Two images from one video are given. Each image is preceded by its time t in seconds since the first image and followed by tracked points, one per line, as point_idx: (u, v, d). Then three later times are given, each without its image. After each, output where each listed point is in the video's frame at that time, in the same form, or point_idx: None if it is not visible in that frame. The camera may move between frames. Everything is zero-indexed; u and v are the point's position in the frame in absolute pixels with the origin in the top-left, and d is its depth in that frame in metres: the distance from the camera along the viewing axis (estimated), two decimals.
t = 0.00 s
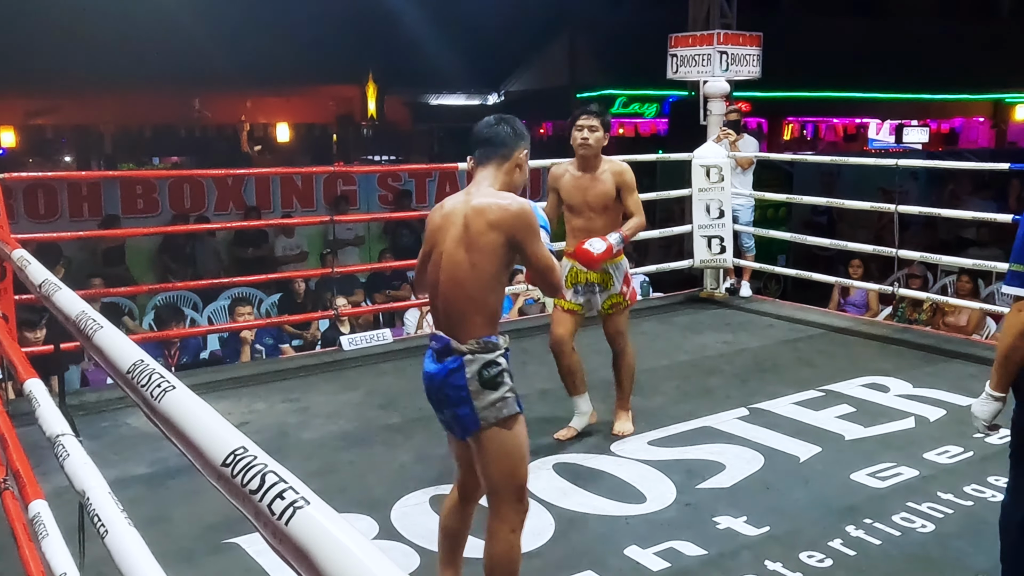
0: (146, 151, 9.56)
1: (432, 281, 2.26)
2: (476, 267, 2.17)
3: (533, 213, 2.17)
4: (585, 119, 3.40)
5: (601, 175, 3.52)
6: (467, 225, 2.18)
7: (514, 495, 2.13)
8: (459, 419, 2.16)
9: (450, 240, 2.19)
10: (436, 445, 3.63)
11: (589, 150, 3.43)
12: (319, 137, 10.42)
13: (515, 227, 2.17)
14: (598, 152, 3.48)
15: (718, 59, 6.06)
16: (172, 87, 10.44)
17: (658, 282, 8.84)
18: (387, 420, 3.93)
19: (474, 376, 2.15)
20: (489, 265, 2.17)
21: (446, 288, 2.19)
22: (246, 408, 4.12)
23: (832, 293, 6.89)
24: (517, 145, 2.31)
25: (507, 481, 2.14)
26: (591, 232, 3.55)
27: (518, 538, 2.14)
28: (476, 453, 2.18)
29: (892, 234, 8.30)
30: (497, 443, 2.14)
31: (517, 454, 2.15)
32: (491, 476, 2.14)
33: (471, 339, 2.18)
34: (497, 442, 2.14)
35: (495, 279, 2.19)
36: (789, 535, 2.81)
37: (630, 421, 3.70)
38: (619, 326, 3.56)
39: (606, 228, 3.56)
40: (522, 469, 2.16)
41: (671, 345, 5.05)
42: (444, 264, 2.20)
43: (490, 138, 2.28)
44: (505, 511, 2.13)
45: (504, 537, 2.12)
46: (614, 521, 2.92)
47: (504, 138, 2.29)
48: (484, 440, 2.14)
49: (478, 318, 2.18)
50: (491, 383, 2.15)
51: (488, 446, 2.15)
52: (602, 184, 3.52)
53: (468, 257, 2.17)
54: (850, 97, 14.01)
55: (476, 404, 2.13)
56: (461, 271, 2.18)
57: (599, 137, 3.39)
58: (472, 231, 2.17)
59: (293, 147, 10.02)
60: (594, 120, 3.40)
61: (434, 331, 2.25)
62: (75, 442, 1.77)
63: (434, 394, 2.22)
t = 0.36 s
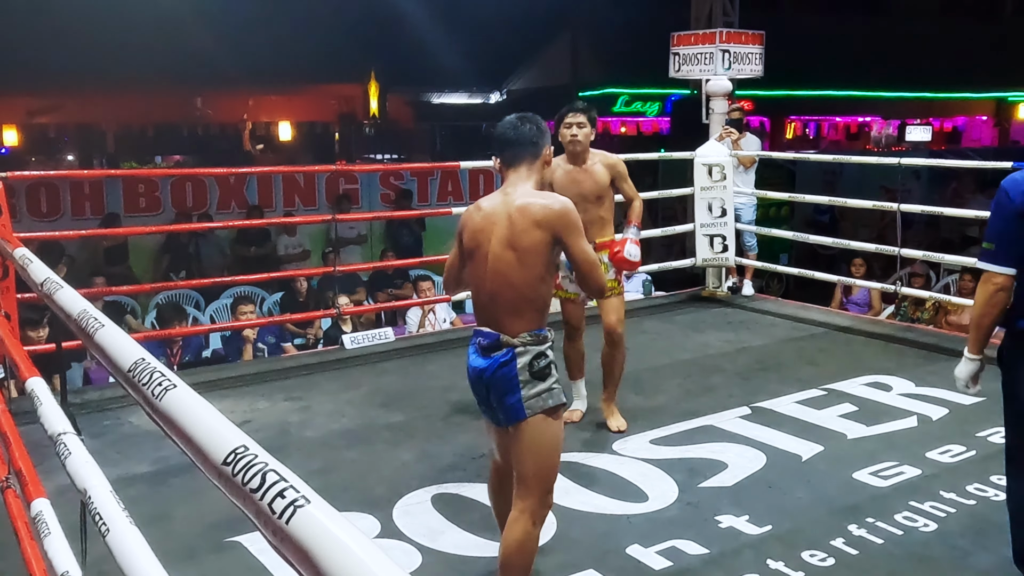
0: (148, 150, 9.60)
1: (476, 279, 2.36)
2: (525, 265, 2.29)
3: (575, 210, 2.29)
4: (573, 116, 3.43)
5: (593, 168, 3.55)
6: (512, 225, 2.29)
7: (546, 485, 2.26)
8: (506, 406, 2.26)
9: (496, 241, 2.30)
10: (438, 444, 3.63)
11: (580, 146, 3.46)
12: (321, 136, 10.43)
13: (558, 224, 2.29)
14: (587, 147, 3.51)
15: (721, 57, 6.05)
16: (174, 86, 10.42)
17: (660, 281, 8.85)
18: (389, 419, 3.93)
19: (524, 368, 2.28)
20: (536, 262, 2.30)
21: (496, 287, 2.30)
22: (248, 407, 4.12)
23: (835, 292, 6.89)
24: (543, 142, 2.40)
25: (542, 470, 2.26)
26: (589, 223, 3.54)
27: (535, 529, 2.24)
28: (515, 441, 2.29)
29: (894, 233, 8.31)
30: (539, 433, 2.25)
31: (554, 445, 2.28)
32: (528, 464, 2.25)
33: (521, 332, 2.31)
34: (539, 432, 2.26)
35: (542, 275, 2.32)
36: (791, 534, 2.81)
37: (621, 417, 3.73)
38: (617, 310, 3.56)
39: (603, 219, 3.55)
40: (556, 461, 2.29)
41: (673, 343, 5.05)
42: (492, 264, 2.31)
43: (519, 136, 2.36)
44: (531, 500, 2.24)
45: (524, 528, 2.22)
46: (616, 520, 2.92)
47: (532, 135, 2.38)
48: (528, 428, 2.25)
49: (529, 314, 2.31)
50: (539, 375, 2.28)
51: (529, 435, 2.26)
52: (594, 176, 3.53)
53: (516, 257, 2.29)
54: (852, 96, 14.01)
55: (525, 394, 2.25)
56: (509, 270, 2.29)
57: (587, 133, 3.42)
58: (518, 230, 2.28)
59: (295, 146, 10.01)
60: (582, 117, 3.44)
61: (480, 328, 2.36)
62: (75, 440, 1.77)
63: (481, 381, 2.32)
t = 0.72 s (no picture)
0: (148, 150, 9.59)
1: (484, 265, 2.46)
2: (523, 255, 2.35)
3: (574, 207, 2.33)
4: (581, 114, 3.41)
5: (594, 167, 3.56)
6: (516, 216, 2.36)
7: (564, 454, 2.26)
8: (512, 386, 2.34)
9: (501, 230, 2.38)
10: (438, 444, 3.62)
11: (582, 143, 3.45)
12: (322, 136, 10.40)
13: (559, 219, 2.34)
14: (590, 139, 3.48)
15: (721, 57, 6.05)
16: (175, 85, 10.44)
17: (661, 281, 8.84)
18: (389, 418, 3.92)
19: (526, 348, 2.34)
20: (535, 254, 2.36)
21: (497, 273, 2.39)
22: (248, 406, 4.11)
23: (836, 292, 6.88)
24: (558, 142, 2.47)
25: (558, 441, 2.27)
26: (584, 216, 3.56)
27: (559, 500, 2.23)
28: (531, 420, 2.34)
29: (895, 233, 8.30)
30: (547, 407, 2.29)
31: (567, 416, 2.30)
32: (544, 436, 2.28)
33: (525, 316, 2.37)
34: (548, 406, 2.30)
35: (542, 266, 2.37)
36: (791, 534, 2.81)
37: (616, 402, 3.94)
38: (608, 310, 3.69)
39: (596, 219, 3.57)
40: (574, 432, 2.30)
41: (673, 343, 5.04)
42: (496, 251, 2.39)
43: (532, 134, 2.44)
44: (551, 469, 2.25)
45: (545, 497, 2.21)
46: (616, 520, 2.92)
47: (546, 133, 2.44)
48: (538, 403, 2.30)
49: (525, 301, 2.37)
50: (541, 355, 2.34)
51: (539, 410, 2.30)
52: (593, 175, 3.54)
53: (516, 246, 2.36)
54: (853, 95, 13.99)
55: (526, 372, 2.32)
56: (510, 259, 2.37)
57: (591, 131, 3.40)
58: (521, 222, 2.36)
59: (295, 145, 10.03)
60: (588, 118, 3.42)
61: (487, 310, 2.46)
62: (75, 440, 1.76)
63: (492, 364, 2.41)
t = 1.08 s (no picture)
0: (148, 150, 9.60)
1: (504, 264, 2.45)
2: (548, 253, 2.36)
3: (597, 203, 2.35)
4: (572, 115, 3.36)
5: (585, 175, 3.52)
6: (539, 215, 2.37)
7: (573, 445, 2.36)
8: (536, 379, 2.37)
9: (524, 230, 2.38)
10: (437, 444, 3.63)
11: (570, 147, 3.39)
12: (321, 137, 10.40)
13: (582, 216, 2.36)
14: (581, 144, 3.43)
15: (720, 58, 6.05)
16: (174, 85, 10.43)
17: (660, 282, 8.86)
18: (388, 419, 3.92)
19: (551, 344, 2.36)
20: (560, 251, 2.37)
21: (521, 271, 2.39)
22: (247, 407, 4.12)
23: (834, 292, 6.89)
24: (569, 141, 2.49)
25: (567, 434, 2.36)
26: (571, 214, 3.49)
27: (565, 485, 2.34)
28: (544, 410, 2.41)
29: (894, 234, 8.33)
30: (564, 400, 2.36)
31: (579, 411, 2.38)
32: (555, 427, 2.37)
33: (548, 312, 2.39)
34: (565, 400, 2.36)
35: (566, 263, 2.39)
36: (790, 535, 2.81)
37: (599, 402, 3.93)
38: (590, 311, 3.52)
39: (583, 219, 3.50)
40: (582, 424, 2.39)
41: (673, 343, 5.05)
42: (518, 250, 2.39)
43: (546, 133, 2.45)
44: (557, 459, 2.34)
45: (552, 485, 2.32)
46: (616, 521, 2.92)
47: (558, 133, 2.45)
48: (555, 398, 2.36)
49: (550, 297, 2.39)
50: (567, 349, 2.37)
51: (557, 402, 2.37)
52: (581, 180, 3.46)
53: (541, 244, 2.37)
54: (852, 95, 14.01)
55: (552, 365, 2.35)
56: (535, 256, 2.38)
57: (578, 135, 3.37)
58: (544, 221, 2.36)
59: (294, 145, 10.03)
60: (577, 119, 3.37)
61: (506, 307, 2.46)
62: (74, 441, 1.76)
63: (513, 357, 2.43)
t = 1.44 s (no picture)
0: (145, 151, 9.58)
1: (516, 265, 2.46)
2: (565, 253, 2.39)
3: (612, 205, 2.41)
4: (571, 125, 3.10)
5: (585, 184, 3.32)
6: (555, 216, 2.40)
7: (579, 445, 2.36)
8: (546, 377, 2.38)
9: (540, 231, 2.40)
10: (434, 445, 3.62)
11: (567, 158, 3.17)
12: (318, 137, 10.38)
13: (597, 218, 2.41)
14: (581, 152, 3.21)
15: (718, 59, 6.05)
16: (171, 86, 10.42)
17: (658, 284, 8.87)
18: (386, 420, 3.92)
19: (562, 341, 2.38)
20: (576, 251, 2.40)
21: (536, 271, 2.41)
22: (245, 408, 4.11)
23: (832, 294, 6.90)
24: (577, 147, 2.54)
25: (574, 431, 2.36)
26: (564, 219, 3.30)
27: (569, 485, 2.33)
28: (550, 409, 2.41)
29: (892, 235, 8.34)
30: (571, 400, 2.36)
31: (586, 411, 2.37)
32: (561, 426, 2.36)
33: (560, 311, 2.40)
34: (572, 399, 2.37)
35: (579, 263, 2.42)
36: (788, 536, 2.81)
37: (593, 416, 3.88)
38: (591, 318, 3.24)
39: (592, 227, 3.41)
40: (588, 425, 2.39)
41: (671, 345, 5.05)
42: (533, 250, 2.41)
43: (556, 140, 2.50)
44: (563, 458, 2.34)
45: (556, 483, 2.31)
46: (613, 522, 2.92)
47: (567, 141, 2.51)
48: (566, 395, 2.37)
49: (566, 296, 2.41)
50: (576, 348, 2.39)
51: (564, 402, 2.37)
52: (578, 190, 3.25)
53: (558, 243, 2.39)
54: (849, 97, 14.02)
55: (561, 363, 2.37)
56: (551, 256, 2.39)
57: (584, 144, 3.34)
58: (561, 222, 2.39)
59: (292, 147, 10.02)
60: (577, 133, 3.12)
61: (517, 309, 2.46)
62: (71, 441, 1.76)
63: (522, 356, 2.43)
